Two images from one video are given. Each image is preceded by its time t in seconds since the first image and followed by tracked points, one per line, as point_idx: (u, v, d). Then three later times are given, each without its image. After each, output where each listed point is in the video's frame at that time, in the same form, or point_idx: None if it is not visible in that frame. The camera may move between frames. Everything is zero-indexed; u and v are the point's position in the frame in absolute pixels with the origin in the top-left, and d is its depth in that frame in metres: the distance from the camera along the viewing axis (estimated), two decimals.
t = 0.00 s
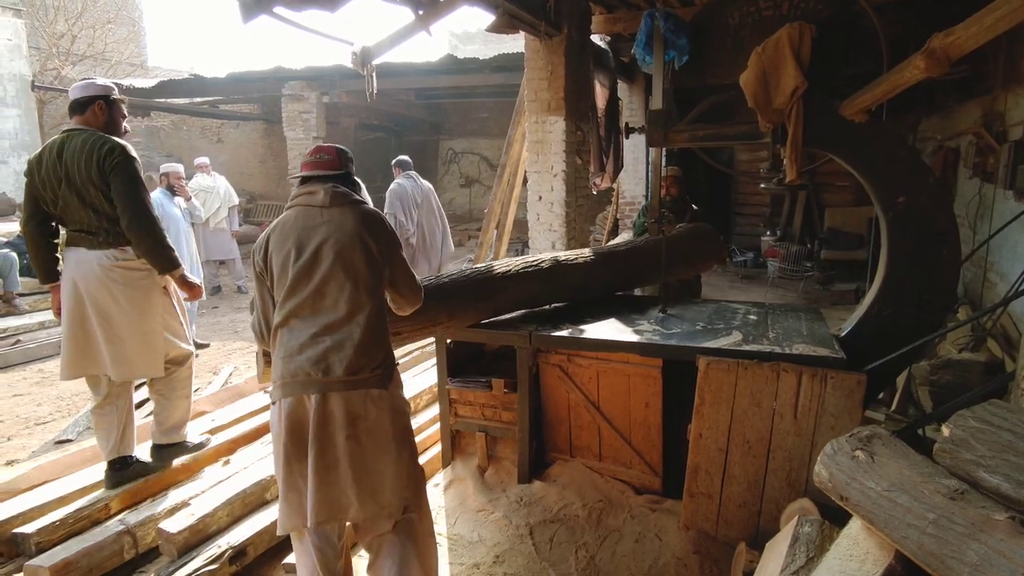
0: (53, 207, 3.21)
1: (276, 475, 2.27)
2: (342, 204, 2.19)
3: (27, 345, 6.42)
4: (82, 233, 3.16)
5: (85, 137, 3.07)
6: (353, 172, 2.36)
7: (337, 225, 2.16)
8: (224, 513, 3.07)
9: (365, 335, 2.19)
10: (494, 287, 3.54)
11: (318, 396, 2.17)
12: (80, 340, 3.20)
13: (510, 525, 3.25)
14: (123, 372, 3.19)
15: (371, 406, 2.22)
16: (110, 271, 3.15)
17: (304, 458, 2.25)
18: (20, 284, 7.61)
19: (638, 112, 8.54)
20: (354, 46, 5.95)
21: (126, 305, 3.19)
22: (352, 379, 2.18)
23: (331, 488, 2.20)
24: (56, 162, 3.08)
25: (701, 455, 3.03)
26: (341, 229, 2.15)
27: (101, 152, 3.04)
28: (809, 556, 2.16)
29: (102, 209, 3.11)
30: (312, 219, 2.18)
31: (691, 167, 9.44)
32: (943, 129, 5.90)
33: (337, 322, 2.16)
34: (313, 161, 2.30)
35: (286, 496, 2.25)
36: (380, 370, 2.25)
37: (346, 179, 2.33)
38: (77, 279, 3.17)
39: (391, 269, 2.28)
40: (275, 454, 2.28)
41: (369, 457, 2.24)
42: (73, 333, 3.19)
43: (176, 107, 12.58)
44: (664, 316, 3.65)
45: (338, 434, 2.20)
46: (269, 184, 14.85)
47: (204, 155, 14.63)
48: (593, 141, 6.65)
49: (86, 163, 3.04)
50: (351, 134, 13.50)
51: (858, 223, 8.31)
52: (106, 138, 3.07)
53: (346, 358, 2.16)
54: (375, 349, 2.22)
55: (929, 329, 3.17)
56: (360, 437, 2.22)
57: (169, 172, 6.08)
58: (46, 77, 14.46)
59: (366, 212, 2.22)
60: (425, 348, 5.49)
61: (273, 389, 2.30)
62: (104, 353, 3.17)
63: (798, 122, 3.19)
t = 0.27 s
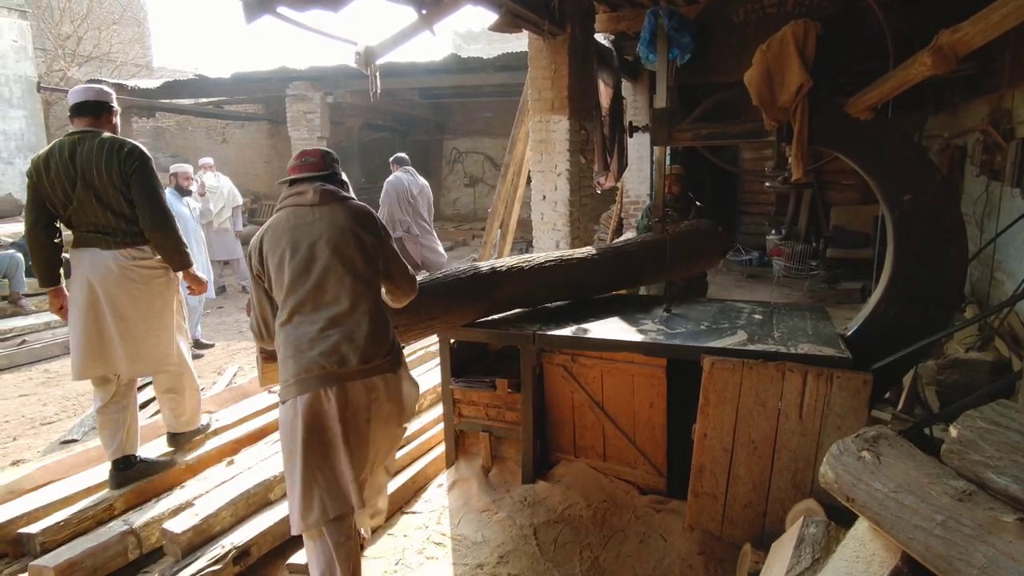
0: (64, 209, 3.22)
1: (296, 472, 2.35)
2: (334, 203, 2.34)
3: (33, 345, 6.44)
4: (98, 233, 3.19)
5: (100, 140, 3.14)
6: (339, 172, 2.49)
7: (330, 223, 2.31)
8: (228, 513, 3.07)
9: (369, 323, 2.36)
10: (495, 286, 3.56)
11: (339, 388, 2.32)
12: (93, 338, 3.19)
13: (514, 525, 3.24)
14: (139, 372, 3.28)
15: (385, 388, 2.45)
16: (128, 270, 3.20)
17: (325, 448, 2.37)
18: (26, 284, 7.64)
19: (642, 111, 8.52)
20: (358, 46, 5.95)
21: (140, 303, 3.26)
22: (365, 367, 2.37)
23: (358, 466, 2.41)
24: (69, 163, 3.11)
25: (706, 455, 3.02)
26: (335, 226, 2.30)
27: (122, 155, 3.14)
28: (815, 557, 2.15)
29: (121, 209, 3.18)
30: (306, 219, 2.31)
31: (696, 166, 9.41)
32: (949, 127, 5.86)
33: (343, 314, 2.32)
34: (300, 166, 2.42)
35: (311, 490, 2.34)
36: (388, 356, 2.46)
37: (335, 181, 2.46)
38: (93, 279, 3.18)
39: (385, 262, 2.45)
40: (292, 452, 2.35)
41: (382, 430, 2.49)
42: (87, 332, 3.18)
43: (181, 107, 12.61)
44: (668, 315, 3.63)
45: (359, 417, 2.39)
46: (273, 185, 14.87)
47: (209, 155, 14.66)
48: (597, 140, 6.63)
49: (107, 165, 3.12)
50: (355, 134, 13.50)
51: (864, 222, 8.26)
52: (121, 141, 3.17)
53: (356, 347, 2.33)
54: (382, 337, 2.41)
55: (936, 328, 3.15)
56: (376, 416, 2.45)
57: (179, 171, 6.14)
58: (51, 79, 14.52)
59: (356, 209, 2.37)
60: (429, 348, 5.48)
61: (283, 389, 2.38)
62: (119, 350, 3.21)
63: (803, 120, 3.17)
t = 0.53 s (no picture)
0: (81, 209, 3.25)
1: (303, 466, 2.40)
2: (339, 206, 2.37)
3: (38, 344, 6.47)
4: (117, 231, 3.24)
5: (122, 141, 3.20)
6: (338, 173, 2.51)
7: (334, 226, 2.34)
8: (232, 512, 3.08)
9: (371, 323, 2.42)
10: (497, 285, 3.56)
11: (344, 386, 2.38)
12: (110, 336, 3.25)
13: (517, 524, 3.24)
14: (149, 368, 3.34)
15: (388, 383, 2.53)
16: (146, 265, 3.28)
17: (331, 443, 2.43)
18: (31, 284, 7.68)
19: (645, 110, 8.50)
20: (361, 45, 5.95)
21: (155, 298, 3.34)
22: (369, 364, 2.44)
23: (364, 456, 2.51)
24: (91, 164, 3.16)
25: (710, 455, 3.01)
26: (341, 229, 2.34)
27: (144, 157, 3.21)
28: (818, 557, 2.14)
29: (142, 208, 3.25)
30: (311, 221, 2.33)
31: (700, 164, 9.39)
32: (955, 125, 5.83)
33: (347, 314, 2.37)
34: (301, 169, 2.43)
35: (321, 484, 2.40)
36: (389, 352, 2.53)
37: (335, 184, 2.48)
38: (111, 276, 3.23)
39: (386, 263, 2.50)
40: (299, 448, 2.40)
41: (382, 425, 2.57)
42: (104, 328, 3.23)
43: (186, 107, 12.64)
44: (671, 315, 3.62)
45: (365, 411, 2.47)
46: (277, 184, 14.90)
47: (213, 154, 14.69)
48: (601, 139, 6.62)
49: (131, 167, 3.19)
50: (359, 133, 13.51)
51: (869, 220, 8.24)
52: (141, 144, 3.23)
53: (359, 346, 2.40)
54: (384, 335, 2.48)
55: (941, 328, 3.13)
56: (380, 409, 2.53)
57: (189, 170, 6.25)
58: (57, 79, 14.57)
59: (359, 213, 2.42)
60: (432, 347, 5.48)
61: (287, 387, 2.40)
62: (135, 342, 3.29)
63: (805, 119, 3.15)
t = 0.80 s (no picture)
0: (100, 202, 3.31)
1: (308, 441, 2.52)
2: (344, 194, 2.54)
3: (44, 343, 6.50)
4: (135, 224, 3.30)
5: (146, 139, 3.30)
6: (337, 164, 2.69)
7: (341, 211, 2.51)
8: (237, 510, 3.09)
9: (372, 304, 2.60)
10: (504, 285, 3.56)
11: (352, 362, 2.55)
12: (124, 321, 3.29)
13: (521, 523, 3.24)
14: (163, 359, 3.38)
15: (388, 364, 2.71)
16: (162, 258, 3.35)
17: (336, 418, 2.56)
18: (37, 283, 7.71)
19: (649, 109, 8.48)
20: (365, 45, 5.95)
21: (169, 290, 3.39)
22: (373, 343, 2.62)
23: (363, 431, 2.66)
24: (115, 159, 3.24)
25: (713, 454, 3.01)
26: (347, 216, 2.51)
27: (167, 157, 3.30)
28: (823, 557, 2.14)
29: (161, 205, 3.33)
30: (319, 207, 2.49)
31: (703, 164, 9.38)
32: (960, 124, 5.80)
33: (354, 295, 2.54)
34: (304, 160, 2.58)
35: (325, 457, 2.53)
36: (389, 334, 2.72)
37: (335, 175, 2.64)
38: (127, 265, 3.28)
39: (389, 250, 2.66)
40: (305, 422, 2.52)
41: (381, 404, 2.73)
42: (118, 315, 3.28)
43: (190, 106, 12.66)
44: (675, 314, 3.62)
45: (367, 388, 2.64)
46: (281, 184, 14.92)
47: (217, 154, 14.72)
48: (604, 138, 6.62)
49: (153, 164, 3.27)
50: (362, 132, 13.52)
51: (873, 220, 8.22)
52: (165, 144, 3.32)
53: (365, 325, 2.57)
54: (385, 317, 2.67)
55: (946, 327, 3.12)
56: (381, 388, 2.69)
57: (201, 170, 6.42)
58: (62, 79, 14.62)
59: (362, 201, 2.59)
60: (436, 346, 5.49)
61: (296, 365, 2.51)
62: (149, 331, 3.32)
63: (810, 119, 3.17)
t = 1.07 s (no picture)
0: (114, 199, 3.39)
1: (311, 444, 2.55)
2: (340, 196, 2.56)
3: (48, 342, 6.52)
4: (147, 220, 3.38)
5: (163, 142, 3.39)
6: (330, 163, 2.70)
7: (338, 215, 2.53)
8: (240, 509, 3.09)
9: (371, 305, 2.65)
10: (509, 286, 3.56)
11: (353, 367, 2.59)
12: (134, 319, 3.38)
13: (523, 522, 3.25)
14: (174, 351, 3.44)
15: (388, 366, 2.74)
16: (173, 255, 3.43)
17: (337, 421, 2.60)
18: (40, 283, 7.72)
19: (651, 108, 8.49)
20: (368, 45, 5.96)
21: (179, 286, 3.47)
22: (374, 346, 2.66)
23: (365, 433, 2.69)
24: (132, 158, 3.34)
25: (716, 454, 3.02)
26: (345, 219, 2.53)
27: (185, 162, 3.39)
28: (826, 556, 2.14)
29: (173, 205, 3.42)
30: (316, 210, 2.51)
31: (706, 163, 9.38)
32: (963, 123, 5.79)
33: (353, 299, 2.58)
34: (297, 163, 2.59)
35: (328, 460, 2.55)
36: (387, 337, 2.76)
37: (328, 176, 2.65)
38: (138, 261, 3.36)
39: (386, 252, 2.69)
40: (307, 426, 2.55)
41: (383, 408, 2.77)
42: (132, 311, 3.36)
43: (193, 106, 12.68)
44: (678, 314, 3.62)
45: (368, 391, 2.67)
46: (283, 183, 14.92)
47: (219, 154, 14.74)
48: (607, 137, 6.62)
49: (169, 166, 3.36)
50: (364, 132, 13.53)
51: (876, 218, 8.21)
52: (182, 148, 3.43)
53: (365, 328, 2.62)
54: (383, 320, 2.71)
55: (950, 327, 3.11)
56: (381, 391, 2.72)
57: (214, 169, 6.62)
58: (64, 79, 14.65)
59: (358, 203, 2.61)
60: (439, 346, 5.49)
61: (297, 371, 2.55)
62: (162, 326, 3.40)
63: (814, 117, 3.25)
